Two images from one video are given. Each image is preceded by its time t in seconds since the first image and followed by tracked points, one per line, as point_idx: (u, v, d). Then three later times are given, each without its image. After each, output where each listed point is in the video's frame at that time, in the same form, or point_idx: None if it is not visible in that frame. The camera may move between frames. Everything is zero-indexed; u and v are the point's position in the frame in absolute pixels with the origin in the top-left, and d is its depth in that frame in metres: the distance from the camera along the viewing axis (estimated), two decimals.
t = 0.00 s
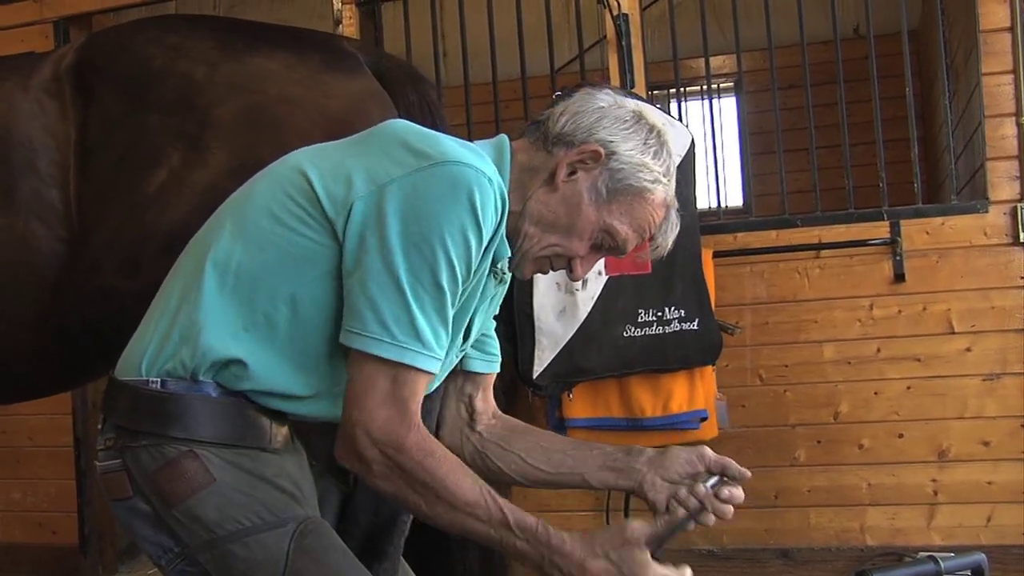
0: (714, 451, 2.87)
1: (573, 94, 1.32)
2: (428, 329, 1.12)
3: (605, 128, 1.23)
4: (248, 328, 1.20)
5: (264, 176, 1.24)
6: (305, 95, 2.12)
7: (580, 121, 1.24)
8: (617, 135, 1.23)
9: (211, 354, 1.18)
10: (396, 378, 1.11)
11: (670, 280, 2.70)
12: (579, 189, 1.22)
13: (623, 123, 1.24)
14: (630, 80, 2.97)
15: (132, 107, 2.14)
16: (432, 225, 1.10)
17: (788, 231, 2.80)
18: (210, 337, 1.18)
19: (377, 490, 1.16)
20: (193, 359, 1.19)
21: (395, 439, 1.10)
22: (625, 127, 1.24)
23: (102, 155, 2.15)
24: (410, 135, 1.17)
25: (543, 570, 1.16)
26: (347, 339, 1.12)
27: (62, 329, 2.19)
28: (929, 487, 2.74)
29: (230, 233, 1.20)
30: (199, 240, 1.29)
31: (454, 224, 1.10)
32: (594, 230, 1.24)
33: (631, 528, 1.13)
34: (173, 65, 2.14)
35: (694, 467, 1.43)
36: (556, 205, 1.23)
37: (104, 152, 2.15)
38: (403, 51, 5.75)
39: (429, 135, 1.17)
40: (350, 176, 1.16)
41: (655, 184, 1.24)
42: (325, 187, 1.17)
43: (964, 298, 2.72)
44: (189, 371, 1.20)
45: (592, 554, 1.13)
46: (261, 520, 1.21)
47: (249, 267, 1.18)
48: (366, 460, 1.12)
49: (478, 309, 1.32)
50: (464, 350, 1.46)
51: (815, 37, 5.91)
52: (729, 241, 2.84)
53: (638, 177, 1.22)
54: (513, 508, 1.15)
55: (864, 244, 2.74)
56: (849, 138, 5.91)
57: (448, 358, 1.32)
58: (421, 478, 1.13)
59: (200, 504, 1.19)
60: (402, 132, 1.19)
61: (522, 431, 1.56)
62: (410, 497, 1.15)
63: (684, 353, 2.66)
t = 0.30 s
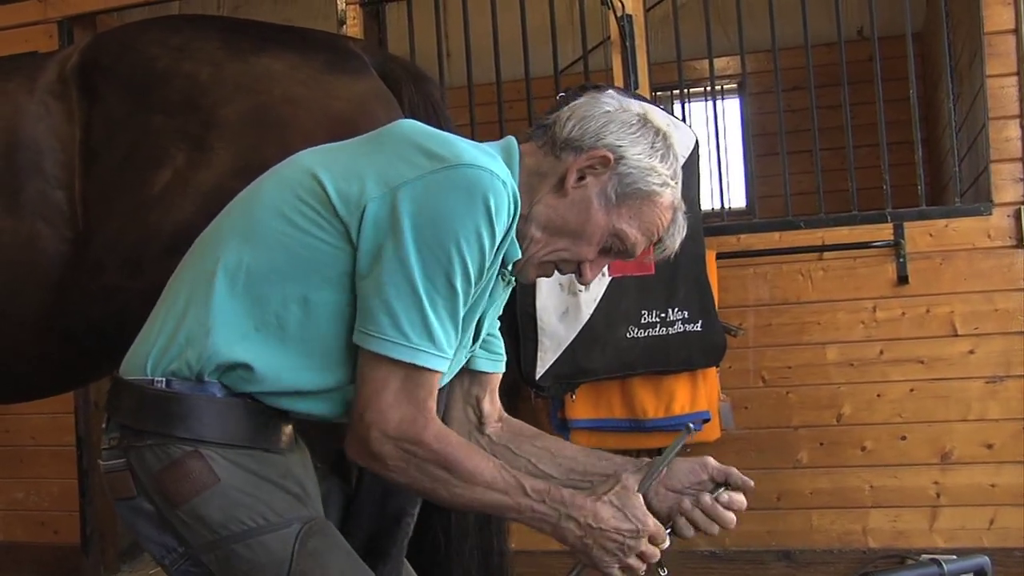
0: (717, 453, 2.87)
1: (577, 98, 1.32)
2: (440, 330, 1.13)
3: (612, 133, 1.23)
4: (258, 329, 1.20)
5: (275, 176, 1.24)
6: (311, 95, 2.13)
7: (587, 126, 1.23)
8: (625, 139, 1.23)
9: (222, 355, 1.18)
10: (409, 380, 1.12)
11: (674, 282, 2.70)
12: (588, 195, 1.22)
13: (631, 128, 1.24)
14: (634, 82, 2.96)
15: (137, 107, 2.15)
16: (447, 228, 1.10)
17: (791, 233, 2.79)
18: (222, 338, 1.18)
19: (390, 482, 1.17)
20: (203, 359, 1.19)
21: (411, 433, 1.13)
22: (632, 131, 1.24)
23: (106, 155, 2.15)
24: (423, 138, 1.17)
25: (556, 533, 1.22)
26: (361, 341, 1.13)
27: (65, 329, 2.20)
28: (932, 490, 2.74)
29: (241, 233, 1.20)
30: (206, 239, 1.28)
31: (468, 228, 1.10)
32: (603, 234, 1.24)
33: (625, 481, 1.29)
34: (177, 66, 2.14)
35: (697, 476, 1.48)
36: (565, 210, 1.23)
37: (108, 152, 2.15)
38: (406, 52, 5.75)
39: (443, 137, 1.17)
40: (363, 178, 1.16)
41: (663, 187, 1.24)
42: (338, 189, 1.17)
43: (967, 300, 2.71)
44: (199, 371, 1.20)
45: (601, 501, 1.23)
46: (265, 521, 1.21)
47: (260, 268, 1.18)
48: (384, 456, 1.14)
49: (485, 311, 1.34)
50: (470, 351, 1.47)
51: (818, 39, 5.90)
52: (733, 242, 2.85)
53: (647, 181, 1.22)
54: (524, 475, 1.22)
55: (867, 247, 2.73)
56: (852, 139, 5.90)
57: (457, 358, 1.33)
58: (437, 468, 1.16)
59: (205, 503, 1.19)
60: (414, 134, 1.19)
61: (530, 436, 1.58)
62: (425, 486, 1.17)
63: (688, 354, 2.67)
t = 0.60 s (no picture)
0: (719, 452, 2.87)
1: (579, 93, 1.32)
2: (460, 321, 1.14)
3: (616, 126, 1.23)
4: (270, 322, 1.20)
5: (279, 172, 1.24)
6: (314, 92, 2.13)
7: (590, 119, 1.23)
8: (628, 133, 1.23)
9: (236, 351, 1.18)
10: (433, 370, 1.14)
11: (677, 281, 2.70)
12: (593, 188, 1.23)
13: (633, 121, 1.25)
14: (636, 80, 2.97)
15: (141, 104, 2.15)
16: (461, 221, 1.11)
17: (793, 232, 2.79)
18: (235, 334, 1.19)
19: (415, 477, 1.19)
20: (215, 356, 1.19)
21: (435, 425, 1.14)
22: (635, 124, 1.24)
23: (109, 152, 2.15)
24: (429, 132, 1.17)
25: (570, 531, 1.23)
26: (380, 335, 1.13)
27: (67, 325, 2.20)
28: (934, 489, 2.73)
29: (249, 230, 1.20)
30: (211, 234, 1.28)
31: (483, 219, 1.11)
32: (608, 228, 1.24)
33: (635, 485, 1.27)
34: (181, 62, 2.14)
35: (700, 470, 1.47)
36: (570, 203, 1.24)
37: (111, 148, 2.15)
38: (409, 49, 5.75)
39: (449, 130, 1.17)
40: (371, 174, 1.16)
41: (667, 180, 1.25)
42: (346, 185, 1.17)
43: (969, 300, 2.71)
44: (211, 367, 1.20)
45: (613, 502, 1.24)
46: (269, 516, 1.21)
47: (271, 264, 1.19)
48: (408, 448, 1.16)
49: (491, 303, 1.34)
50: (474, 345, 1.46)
51: (822, 38, 5.90)
52: (735, 241, 2.83)
53: (650, 174, 1.22)
54: (539, 474, 1.24)
55: (871, 246, 2.73)
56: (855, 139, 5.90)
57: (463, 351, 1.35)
58: (461, 463, 1.17)
59: (209, 498, 1.19)
60: (419, 127, 1.19)
61: (542, 430, 1.58)
62: (449, 479, 1.19)
63: (690, 353, 2.66)
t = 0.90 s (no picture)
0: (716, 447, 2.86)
1: (574, 86, 1.34)
2: (448, 317, 1.14)
3: (609, 118, 1.25)
4: (260, 315, 1.20)
5: (273, 165, 1.25)
6: (312, 87, 2.12)
7: (584, 112, 1.25)
8: (622, 125, 1.24)
9: (227, 342, 1.18)
10: (418, 367, 1.13)
11: (674, 277, 2.70)
12: (585, 180, 1.24)
13: (627, 114, 1.26)
14: (634, 75, 2.97)
15: (138, 98, 2.15)
16: (452, 214, 1.11)
17: (791, 227, 2.78)
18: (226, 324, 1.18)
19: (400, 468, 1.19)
20: (206, 346, 1.19)
21: (421, 419, 1.14)
22: (629, 116, 1.26)
23: (106, 146, 2.15)
24: (424, 127, 1.18)
25: (557, 514, 1.23)
26: (367, 328, 1.13)
27: (65, 320, 2.20)
28: (931, 484, 2.72)
29: (243, 223, 1.21)
30: (204, 228, 1.29)
31: (475, 214, 1.11)
32: (601, 220, 1.25)
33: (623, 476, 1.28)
34: (178, 57, 2.14)
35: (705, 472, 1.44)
36: (562, 195, 1.25)
37: (108, 142, 2.15)
38: (406, 44, 5.75)
39: (443, 126, 1.18)
40: (365, 168, 1.17)
41: (660, 173, 1.26)
42: (339, 178, 1.17)
43: (967, 295, 2.69)
44: (201, 359, 1.20)
45: (601, 487, 1.24)
46: (264, 511, 1.21)
47: (263, 255, 1.19)
48: (392, 440, 1.15)
49: (486, 298, 1.34)
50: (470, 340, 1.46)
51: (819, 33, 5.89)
52: (732, 236, 2.82)
53: (644, 166, 1.23)
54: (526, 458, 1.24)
55: (868, 240, 2.71)
56: (853, 134, 5.89)
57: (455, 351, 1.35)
58: (448, 455, 1.17)
59: (204, 494, 1.19)
60: (414, 123, 1.20)
61: (540, 425, 1.57)
62: (434, 471, 1.18)
63: (687, 348, 2.66)
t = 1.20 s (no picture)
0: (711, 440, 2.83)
1: (569, 78, 1.33)
2: (435, 316, 1.12)
3: (603, 113, 1.25)
4: (248, 308, 1.19)
5: (261, 157, 1.23)
6: (304, 77, 2.10)
7: (578, 106, 1.25)
8: (616, 120, 1.24)
9: (215, 335, 1.16)
10: (403, 366, 1.11)
11: (668, 269, 2.68)
12: (578, 175, 1.24)
13: (622, 109, 1.26)
14: (629, 65, 2.95)
15: (127, 88, 2.13)
16: (441, 211, 1.10)
17: (787, 218, 2.76)
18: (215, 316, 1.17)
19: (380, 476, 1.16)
20: (194, 338, 1.17)
21: (402, 425, 1.11)
22: (623, 111, 1.26)
23: (96, 136, 2.13)
24: (416, 121, 1.17)
25: (541, 562, 1.18)
26: (350, 323, 1.11)
27: (54, 313, 2.18)
28: (927, 477, 2.71)
29: (231, 213, 1.19)
30: (191, 220, 1.27)
31: (465, 212, 1.10)
32: (592, 216, 1.26)
33: (626, 518, 1.20)
34: (167, 46, 2.11)
35: (679, 442, 1.52)
36: (554, 189, 1.25)
37: (98, 132, 2.13)
38: (400, 34, 5.72)
39: (434, 121, 1.16)
40: (356, 160, 1.15)
41: (653, 169, 1.26)
42: (329, 171, 1.15)
43: (964, 287, 2.68)
44: (190, 351, 1.19)
45: (591, 543, 1.17)
46: (254, 503, 1.20)
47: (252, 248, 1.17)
48: (373, 446, 1.12)
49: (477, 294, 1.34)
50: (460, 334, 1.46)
51: (815, 23, 5.86)
52: (728, 228, 2.80)
53: (636, 162, 1.24)
54: (514, 495, 1.17)
55: (864, 232, 2.70)
56: (849, 125, 5.87)
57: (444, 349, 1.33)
58: (432, 468, 1.14)
59: (194, 486, 1.18)
60: (406, 116, 1.18)
61: (509, 411, 1.60)
62: (415, 486, 1.15)
63: (681, 341, 2.64)
